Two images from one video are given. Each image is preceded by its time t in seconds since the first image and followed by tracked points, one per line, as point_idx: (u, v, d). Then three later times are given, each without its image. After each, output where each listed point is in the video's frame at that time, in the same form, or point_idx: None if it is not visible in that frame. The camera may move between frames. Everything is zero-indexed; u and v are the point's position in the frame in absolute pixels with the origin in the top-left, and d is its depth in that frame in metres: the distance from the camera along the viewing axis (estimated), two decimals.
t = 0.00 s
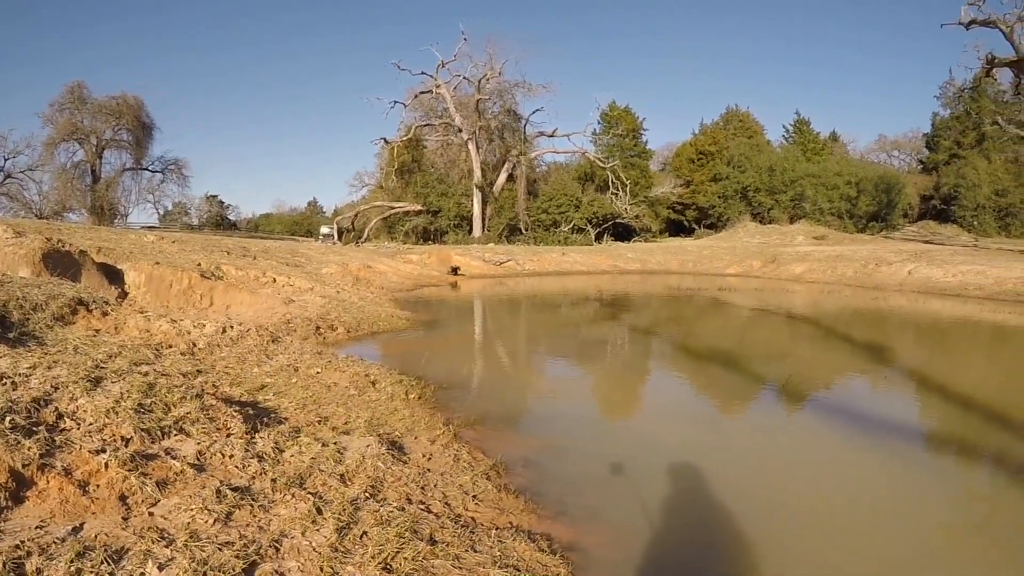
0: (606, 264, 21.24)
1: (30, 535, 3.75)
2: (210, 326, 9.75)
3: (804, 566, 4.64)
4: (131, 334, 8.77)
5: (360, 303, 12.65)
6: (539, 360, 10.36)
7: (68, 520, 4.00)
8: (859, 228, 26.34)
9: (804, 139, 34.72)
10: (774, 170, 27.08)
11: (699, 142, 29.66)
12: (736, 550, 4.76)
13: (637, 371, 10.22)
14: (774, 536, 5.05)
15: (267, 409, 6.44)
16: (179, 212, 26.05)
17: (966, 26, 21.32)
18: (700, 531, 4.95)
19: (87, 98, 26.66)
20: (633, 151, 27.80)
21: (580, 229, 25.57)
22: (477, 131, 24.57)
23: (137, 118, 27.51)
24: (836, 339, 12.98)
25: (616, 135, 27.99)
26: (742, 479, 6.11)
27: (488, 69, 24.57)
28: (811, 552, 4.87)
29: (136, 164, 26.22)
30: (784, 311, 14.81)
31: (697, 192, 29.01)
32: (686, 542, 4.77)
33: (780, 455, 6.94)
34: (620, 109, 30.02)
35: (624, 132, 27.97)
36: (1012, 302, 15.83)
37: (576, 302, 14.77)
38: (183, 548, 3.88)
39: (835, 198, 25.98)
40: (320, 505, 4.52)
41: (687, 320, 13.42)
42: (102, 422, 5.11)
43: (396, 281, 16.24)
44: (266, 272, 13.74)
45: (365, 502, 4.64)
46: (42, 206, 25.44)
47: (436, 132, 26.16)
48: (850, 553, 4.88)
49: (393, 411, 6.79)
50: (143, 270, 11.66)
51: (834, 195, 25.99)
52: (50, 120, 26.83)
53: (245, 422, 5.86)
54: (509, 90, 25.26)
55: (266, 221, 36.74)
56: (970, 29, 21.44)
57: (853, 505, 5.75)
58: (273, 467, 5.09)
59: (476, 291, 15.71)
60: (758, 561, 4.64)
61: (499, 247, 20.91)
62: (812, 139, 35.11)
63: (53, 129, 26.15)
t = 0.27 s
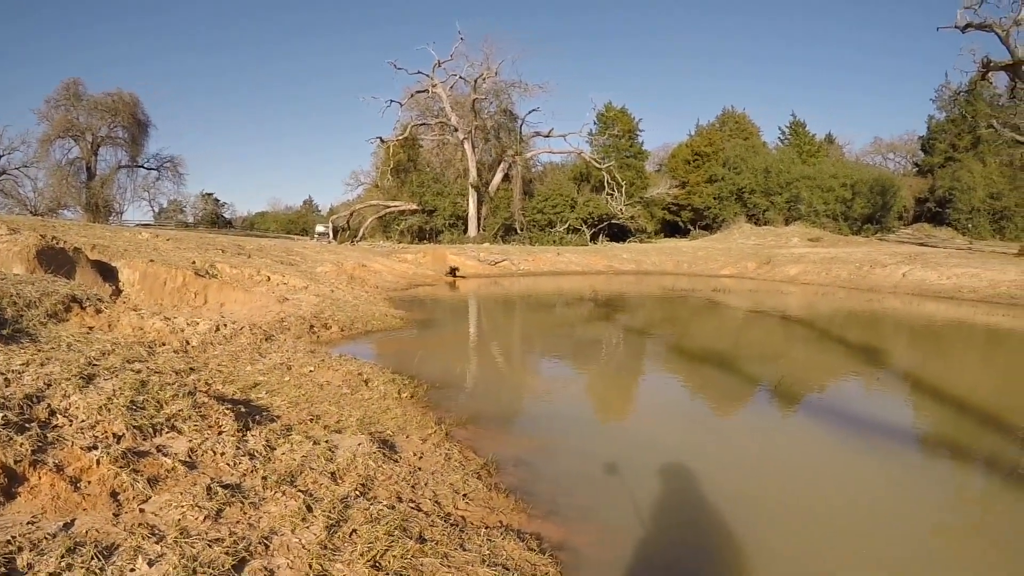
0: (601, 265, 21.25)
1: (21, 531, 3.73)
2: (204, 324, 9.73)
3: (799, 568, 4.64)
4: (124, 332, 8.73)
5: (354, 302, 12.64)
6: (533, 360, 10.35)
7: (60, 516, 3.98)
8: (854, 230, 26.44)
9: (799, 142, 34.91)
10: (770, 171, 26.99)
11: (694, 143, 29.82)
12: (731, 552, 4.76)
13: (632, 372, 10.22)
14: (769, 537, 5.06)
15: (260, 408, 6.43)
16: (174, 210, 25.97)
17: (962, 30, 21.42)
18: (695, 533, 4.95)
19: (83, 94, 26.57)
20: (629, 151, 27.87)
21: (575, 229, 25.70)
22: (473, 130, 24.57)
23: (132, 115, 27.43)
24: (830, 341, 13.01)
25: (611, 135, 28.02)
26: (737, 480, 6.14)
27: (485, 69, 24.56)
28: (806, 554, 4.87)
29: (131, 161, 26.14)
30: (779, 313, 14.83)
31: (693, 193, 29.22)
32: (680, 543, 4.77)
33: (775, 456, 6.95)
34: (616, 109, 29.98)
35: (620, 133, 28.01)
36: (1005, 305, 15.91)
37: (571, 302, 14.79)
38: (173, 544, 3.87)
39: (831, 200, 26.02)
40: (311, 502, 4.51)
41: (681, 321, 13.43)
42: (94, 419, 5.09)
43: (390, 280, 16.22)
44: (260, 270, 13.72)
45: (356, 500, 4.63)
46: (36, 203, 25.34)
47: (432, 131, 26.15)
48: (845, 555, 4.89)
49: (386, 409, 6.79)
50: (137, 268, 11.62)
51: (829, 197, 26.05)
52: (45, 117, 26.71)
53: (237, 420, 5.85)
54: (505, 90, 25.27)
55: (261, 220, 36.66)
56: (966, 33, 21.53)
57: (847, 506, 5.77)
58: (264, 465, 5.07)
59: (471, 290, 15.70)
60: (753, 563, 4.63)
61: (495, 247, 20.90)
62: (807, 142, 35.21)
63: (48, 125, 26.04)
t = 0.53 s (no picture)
0: (596, 264, 21.26)
1: (16, 530, 3.73)
2: (198, 324, 9.71)
3: (793, 567, 4.64)
4: (119, 332, 8.70)
5: (349, 302, 12.63)
6: (529, 359, 10.34)
7: (54, 515, 3.98)
8: (849, 229, 26.50)
9: (794, 140, 35.01)
10: (765, 171, 27.13)
11: (690, 143, 29.93)
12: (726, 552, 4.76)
13: (627, 371, 10.21)
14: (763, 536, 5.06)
15: (254, 407, 6.43)
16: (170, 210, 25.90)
17: (957, 29, 21.53)
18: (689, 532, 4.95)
19: (77, 94, 26.49)
20: (624, 151, 27.92)
21: (571, 228, 25.72)
22: (469, 129, 24.56)
23: (127, 114, 27.35)
24: (825, 339, 13.02)
25: (607, 135, 28.05)
26: (733, 479, 6.14)
27: (480, 68, 24.57)
28: (801, 553, 4.87)
29: (126, 161, 26.06)
30: (775, 312, 14.85)
31: (689, 192, 29.26)
32: (675, 543, 4.76)
33: (770, 455, 6.95)
34: (611, 109, 29.98)
35: (615, 132, 28.03)
36: (998, 304, 15.98)
37: (567, 301, 14.79)
38: (167, 542, 3.86)
39: (826, 199, 26.12)
40: (303, 501, 4.51)
41: (677, 320, 13.42)
42: (88, 419, 5.08)
43: (386, 280, 16.19)
44: (255, 270, 13.70)
45: (348, 499, 4.63)
46: (31, 203, 25.26)
47: (428, 131, 26.14)
48: (839, 554, 4.89)
49: (380, 408, 6.79)
50: (132, 268, 11.59)
51: (825, 196, 26.13)
52: (39, 116, 26.61)
53: (231, 419, 5.84)
54: (501, 89, 25.25)
55: (256, 219, 36.59)
56: (960, 32, 21.64)
57: (842, 505, 5.77)
58: (257, 464, 5.07)
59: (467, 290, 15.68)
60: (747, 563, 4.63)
61: (490, 247, 20.88)
62: (802, 141, 35.31)
63: (42, 125, 25.94)
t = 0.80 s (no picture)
0: (592, 263, 21.26)
1: (8, 525, 3.72)
2: (193, 321, 9.69)
3: (789, 567, 4.65)
4: (113, 328, 8.68)
5: (344, 300, 12.61)
6: (524, 358, 10.34)
7: (46, 510, 3.97)
8: (845, 230, 26.56)
9: (790, 141, 35.07)
10: (761, 172, 27.24)
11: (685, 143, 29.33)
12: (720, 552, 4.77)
13: (623, 370, 10.22)
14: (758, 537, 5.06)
15: (247, 404, 6.41)
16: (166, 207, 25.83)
17: (954, 31, 21.58)
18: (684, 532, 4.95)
19: (74, 90, 26.40)
20: (620, 150, 27.94)
21: (566, 228, 25.77)
22: (465, 128, 24.52)
23: (124, 111, 27.27)
24: (821, 340, 13.04)
25: (603, 135, 28.08)
26: (727, 479, 6.15)
27: (477, 67, 24.54)
28: (797, 553, 4.88)
29: (122, 157, 25.99)
30: (770, 312, 14.89)
31: (685, 192, 28.88)
32: (669, 542, 4.77)
33: (764, 455, 6.95)
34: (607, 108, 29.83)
35: (612, 131, 28.01)
36: (993, 305, 16.06)
37: (562, 300, 14.80)
38: (158, 538, 3.85)
39: (822, 200, 26.20)
40: (295, 497, 4.50)
41: (673, 320, 13.43)
42: (82, 415, 5.06)
43: (381, 278, 16.18)
44: (251, 267, 13.67)
45: (340, 496, 4.62)
46: (26, 199, 25.17)
47: (425, 129, 26.10)
48: (834, 555, 4.90)
49: (373, 406, 6.78)
50: (127, 265, 11.55)
51: (820, 197, 26.24)
52: (35, 112, 26.52)
53: (224, 416, 5.83)
54: (498, 88, 25.24)
55: (253, 217, 36.52)
56: (958, 34, 21.69)
57: (836, 506, 5.78)
58: (250, 460, 5.06)
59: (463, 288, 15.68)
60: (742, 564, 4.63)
61: (486, 245, 20.89)
62: (799, 141, 35.38)
63: (38, 121, 25.84)
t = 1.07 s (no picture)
0: (586, 262, 21.25)
1: None
2: (186, 320, 9.66)
3: (783, 567, 4.65)
4: (106, 327, 8.64)
5: (337, 298, 12.59)
6: (518, 357, 10.33)
7: (38, 507, 3.95)
8: (839, 229, 26.63)
9: (784, 141, 35.20)
10: (755, 171, 27.25)
11: (682, 142, 30.38)
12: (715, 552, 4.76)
13: (616, 370, 10.21)
14: (752, 537, 5.05)
15: (239, 402, 6.40)
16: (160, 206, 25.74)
17: (948, 32, 21.69)
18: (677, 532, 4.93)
19: (68, 88, 26.29)
20: (615, 150, 28.00)
21: (561, 226, 25.78)
22: (460, 127, 24.50)
23: (118, 109, 27.17)
24: (814, 339, 13.08)
25: (598, 134, 28.11)
26: (722, 479, 6.15)
27: (472, 66, 24.53)
28: (791, 554, 4.87)
29: (116, 156, 25.88)
30: (764, 311, 14.94)
31: (679, 191, 29.41)
32: (662, 542, 4.76)
33: (758, 455, 6.95)
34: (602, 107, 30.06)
35: (607, 131, 28.13)
36: (986, 305, 16.13)
37: (556, 299, 14.80)
38: (149, 534, 3.84)
39: (816, 199, 26.28)
40: (284, 494, 4.49)
41: (667, 319, 13.46)
42: (74, 413, 5.05)
43: (375, 277, 16.16)
44: (244, 266, 13.64)
45: (329, 493, 4.62)
46: (20, 198, 25.05)
47: (419, 128, 26.02)
48: (829, 556, 4.91)
49: (364, 404, 6.77)
50: (120, 264, 11.50)
51: (814, 196, 26.28)
52: (29, 110, 26.39)
53: (216, 413, 5.82)
54: (492, 87, 25.21)
55: (247, 215, 36.41)
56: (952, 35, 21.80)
57: (831, 506, 5.79)
58: (241, 458, 5.05)
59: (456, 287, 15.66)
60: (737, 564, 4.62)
61: (480, 244, 20.88)
62: (793, 141, 35.49)
63: (32, 119, 25.71)
